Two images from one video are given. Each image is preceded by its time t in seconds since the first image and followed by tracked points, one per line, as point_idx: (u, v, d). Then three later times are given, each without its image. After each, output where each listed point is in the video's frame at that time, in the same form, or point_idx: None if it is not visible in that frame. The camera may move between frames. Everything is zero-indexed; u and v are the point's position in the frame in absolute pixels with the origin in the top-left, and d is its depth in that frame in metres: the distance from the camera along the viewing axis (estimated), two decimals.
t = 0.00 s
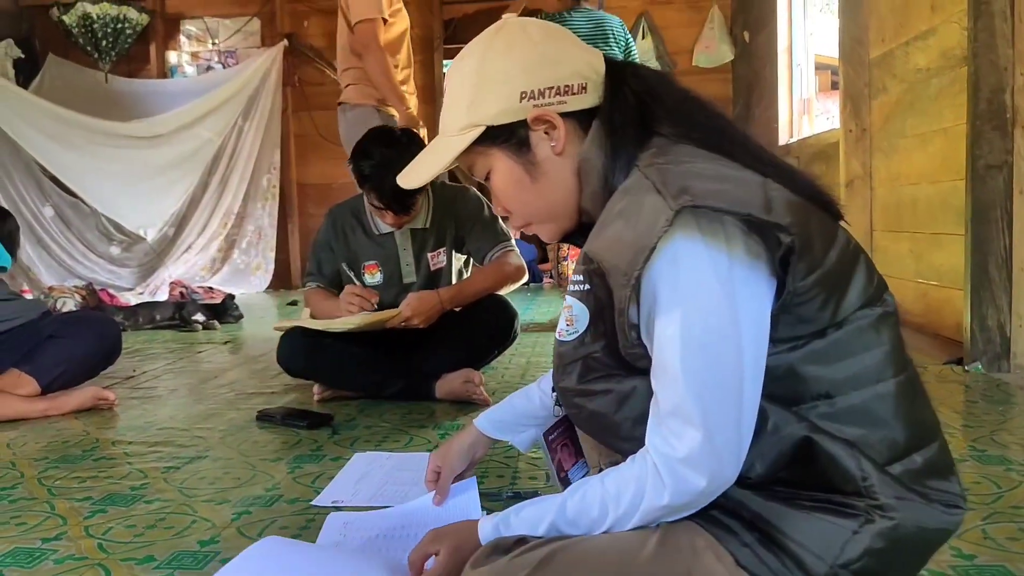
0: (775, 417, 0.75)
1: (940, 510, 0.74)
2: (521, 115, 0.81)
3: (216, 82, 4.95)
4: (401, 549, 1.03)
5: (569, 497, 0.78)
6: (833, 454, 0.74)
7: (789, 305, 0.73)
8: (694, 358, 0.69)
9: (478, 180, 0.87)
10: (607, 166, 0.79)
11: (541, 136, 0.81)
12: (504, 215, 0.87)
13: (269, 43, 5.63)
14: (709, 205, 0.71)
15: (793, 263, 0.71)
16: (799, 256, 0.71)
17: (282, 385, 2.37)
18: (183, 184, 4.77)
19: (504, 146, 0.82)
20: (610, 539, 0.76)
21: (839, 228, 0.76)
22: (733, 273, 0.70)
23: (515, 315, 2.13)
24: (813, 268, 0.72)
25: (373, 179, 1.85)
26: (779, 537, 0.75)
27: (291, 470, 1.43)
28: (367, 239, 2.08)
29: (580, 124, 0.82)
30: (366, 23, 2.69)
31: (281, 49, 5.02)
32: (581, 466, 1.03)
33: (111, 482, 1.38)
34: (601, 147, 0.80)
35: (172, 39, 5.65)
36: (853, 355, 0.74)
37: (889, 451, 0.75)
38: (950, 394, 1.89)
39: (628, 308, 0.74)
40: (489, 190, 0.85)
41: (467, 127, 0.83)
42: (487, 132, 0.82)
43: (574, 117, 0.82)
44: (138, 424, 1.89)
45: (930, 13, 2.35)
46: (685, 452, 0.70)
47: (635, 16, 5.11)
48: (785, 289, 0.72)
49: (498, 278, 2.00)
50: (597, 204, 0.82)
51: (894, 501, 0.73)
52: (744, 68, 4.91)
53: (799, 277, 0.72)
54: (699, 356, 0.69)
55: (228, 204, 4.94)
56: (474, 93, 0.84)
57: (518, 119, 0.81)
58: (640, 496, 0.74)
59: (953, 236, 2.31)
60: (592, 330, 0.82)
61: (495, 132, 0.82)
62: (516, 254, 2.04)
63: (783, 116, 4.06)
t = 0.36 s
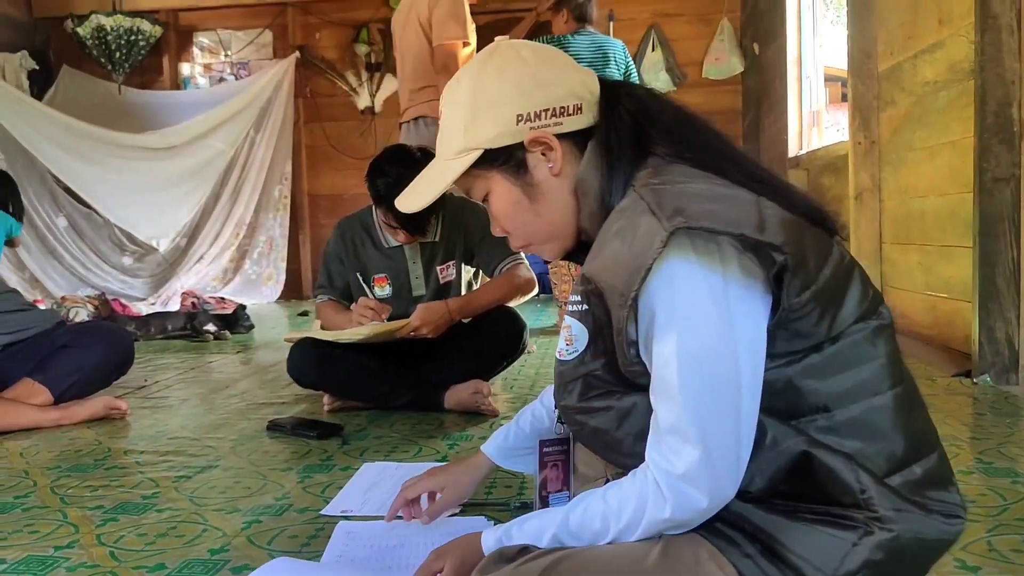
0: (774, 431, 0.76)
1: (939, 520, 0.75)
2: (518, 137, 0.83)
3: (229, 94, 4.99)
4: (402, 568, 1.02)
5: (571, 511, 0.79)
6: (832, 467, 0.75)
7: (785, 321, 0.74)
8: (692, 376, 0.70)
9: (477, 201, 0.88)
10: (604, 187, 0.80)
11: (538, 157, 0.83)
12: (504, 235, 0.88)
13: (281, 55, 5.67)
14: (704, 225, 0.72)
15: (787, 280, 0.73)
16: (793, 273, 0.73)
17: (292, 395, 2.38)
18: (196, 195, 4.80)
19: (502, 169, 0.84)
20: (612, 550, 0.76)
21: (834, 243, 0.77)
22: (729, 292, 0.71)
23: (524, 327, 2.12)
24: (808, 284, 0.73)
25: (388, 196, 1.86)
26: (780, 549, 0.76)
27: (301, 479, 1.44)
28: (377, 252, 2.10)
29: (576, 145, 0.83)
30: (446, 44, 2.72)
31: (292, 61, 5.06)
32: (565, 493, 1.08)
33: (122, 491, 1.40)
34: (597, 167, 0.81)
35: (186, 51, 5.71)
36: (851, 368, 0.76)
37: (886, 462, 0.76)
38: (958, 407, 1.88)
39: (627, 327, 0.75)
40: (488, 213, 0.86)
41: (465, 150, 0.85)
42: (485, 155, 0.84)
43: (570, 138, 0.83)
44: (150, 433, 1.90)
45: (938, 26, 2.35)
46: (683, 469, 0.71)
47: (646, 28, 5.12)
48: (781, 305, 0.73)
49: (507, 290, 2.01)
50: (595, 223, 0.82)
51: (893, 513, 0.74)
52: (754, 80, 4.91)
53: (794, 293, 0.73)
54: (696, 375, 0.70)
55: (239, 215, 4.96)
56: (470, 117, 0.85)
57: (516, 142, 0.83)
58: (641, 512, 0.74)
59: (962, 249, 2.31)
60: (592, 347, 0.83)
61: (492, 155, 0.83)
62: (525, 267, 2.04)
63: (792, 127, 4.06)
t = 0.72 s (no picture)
0: (779, 446, 0.77)
1: (942, 529, 0.76)
2: (511, 168, 0.84)
3: (244, 105, 5.04)
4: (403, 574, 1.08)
5: (579, 527, 0.80)
6: (838, 481, 0.75)
7: (786, 335, 0.75)
8: (696, 395, 0.71)
9: (470, 233, 0.88)
10: (599, 213, 0.82)
11: (531, 187, 0.84)
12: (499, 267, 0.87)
13: (295, 67, 5.72)
14: (705, 245, 0.72)
15: (788, 294, 0.74)
16: (795, 287, 0.74)
17: (304, 406, 2.39)
18: (210, 206, 4.85)
19: (496, 201, 0.84)
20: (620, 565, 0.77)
21: (829, 257, 0.78)
22: (731, 309, 0.72)
23: (534, 339, 2.13)
24: (807, 298, 0.75)
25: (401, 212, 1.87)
26: (787, 563, 0.77)
27: (312, 490, 1.45)
28: (389, 263, 2.12)
29: (569, 173, 0.86)
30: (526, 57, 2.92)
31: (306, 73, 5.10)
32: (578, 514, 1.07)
33: (135, 500, 1.41)
34: (590, 194, 0.83)
35: (201, 62, 5.78)
36: (852, 381, 0.76)
37: (889, 472, 0.77)
38: (967, 420, 1.88)
39: (631, 349, 0.76)
40: (482, 243, 0.86)
41: (457, 184, 0.85)
42: (478, 188, 0.84)
43: (562, 167, 0.86)
44: (162, 443, 1.92)
45: (948, 40, 2.35)
46: (689, 487, 0.72)
47: (658, 41, 5.15)
48: (783, 320, 0.74)
49: (517, 302, 2.00)
50: (593, 249, 0.84)
51: (898, 525, 0.74)
52: (765, 92, 4.92)
53: (795, 307, 0.74)
54: (701, 395, 0.71)
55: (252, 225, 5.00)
56: (460, 150, 0.86)
57: (508, 173, 0.84)
58: (648, 530, 0.75)
59: (972, 261, 2.30)
60: (594, 372, 0.84)
61: (485, 187, 0.84)
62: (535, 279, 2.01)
63: (803, 139, 4.07)
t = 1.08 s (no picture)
0: (783, 458, 0.78)
1: (946, 540, 0.77)
2: (514, 192, 0.85)
3: (259, 115, 5.06)
4: None
5: (588, 538, 0.80)
6: (842, 494, 0.76)
7: (787, 352, 0.75)
8: (699, 412, 0.71)
9: (476, 255, 0.89)
10: (600, 233, 0.83)
11: (535, 210, 0.85)
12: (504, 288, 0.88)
13: (309, 78, 5.76)
14: (702, 264, 0.73)
15: (787, 311, 0.74)
16: (793, 304, 0.74)
17: (317, 416, 2.40)
18: (223, 215, 4.88)
19: (501, 224, 0.85)
20: None
21: (828, 272, 0.79)
22: (731, 326, 0.73)
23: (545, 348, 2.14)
24: (806, 315, 0.75)
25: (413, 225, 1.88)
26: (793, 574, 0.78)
27: (324, 499, 1.46)
28: (401, 274, 2.14)
29: (571, 195, 0.87)
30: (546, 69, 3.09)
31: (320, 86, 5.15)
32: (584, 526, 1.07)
33: (150, 508, 1.42)
34: (592, 215, 0.85)
35: (216, 74, 5.84)
36: (853, 395, 0.77)
37: (894, 485, 0.77)
38: (980, 434, 1.86)
39: (633, 366, 0.78)
40: (488, 266, 0.87)
41: (461, 209, 0.86)
42: (482, 213, 0.85)
43: (565, 188, 0.86)
44: (176, 451, 1.93)
45: (960, 53, 2.35)
46: (694, 503, 0.72)
47: (671, 53, 5.17)
48: (783, 336, 0.75)
49: (529, 313, 2.02)
50: (596, 267, 0.85)
51: (902, 537, 0.75)
52: (778, 103, 4.92)
53: (794, 323, 0.75)
54: (704, 412, 0.71)
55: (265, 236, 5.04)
56: (463, 175, 0.87)
57: (512, 197, 0.85)
58: (655, 544, 0.75)
59: (985, 274, 2.29)
60: (599, 389, 0.84)
61: (490, 212, 0.85)
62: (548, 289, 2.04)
63: (816, 151, 4.06)
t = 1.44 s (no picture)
0: (788, 464, 0.78)
1: (956, 543, 0.77)
2: (519, 209, 0.85)
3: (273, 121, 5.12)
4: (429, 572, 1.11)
5: (599, 544, 0.80)
6: (848, 498, 0.76)
7: (786, 359, 0.75)
8: (704, 422, 0.71)
9: (483, 271, 0.89)
10: (601, 245, 0.84)
11: (540, 225, 0.85)
12: (514, 302, 0.89)
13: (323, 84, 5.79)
14: (699, 275, 0.74)
15: (785, 319, 0.74)
16: (789, 313, 0.74)
17: (331, 420, 2.42)
18: (238, 220, 4.90)
19: (507, 240, 0.86)
20: None
21: (826, 279, 0.79)
22: (730, 335, 0.73)
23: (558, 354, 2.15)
24: (804, 322, 0.75)
25: (425, 232, 1.89)
26: None
27: (338, 503, 1.47)
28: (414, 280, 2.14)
29: (574, 209, 0.87)
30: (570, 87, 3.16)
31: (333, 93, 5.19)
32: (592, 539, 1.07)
33: (166, 511, 1.44)
34: (593, 226, 0.85)
35: (231, 80, 5.89)
36: (856, 401, 0.77)
37: (903, 489, 0.78)
38: (995, 442, 1.85)
39: (636, 375, 0.78)
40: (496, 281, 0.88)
41: (467, 227, 0.87)
42: (488, 230, 0.86)
43: (568, 204, 0.87)
44: (192, 455, 1.95)
45: (976, 60, 2.34)
46: (704, 511, 0.72)
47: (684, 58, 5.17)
48: (781, 345, 0.75)
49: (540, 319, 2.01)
50: (599, 278, 0.86)
51: (910, 539, 0.75)
52: (792, 109, 4.90)
53: (793, 331, 0.75)
54: (708, 422, 0.71)
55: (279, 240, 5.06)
56: (468, 194, 0.87)
57: (517, 213, 0.85)
58: (666, 551, 0.75)
59: (1001, 282, 2.28)
60: (605, 400, 0.84)
61: (495, 229, 0.86)
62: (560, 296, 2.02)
63: (830, 157, 4.05)
